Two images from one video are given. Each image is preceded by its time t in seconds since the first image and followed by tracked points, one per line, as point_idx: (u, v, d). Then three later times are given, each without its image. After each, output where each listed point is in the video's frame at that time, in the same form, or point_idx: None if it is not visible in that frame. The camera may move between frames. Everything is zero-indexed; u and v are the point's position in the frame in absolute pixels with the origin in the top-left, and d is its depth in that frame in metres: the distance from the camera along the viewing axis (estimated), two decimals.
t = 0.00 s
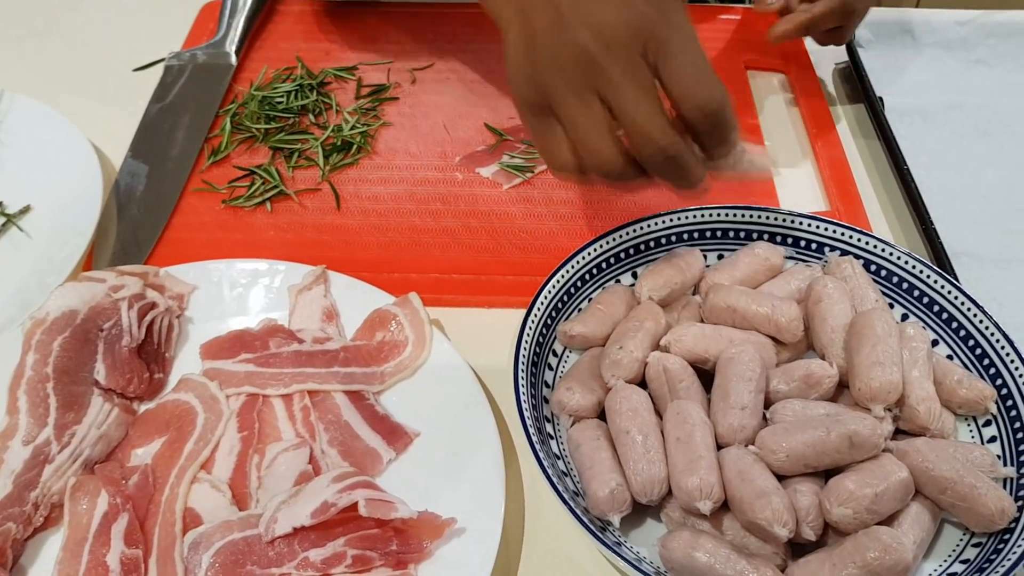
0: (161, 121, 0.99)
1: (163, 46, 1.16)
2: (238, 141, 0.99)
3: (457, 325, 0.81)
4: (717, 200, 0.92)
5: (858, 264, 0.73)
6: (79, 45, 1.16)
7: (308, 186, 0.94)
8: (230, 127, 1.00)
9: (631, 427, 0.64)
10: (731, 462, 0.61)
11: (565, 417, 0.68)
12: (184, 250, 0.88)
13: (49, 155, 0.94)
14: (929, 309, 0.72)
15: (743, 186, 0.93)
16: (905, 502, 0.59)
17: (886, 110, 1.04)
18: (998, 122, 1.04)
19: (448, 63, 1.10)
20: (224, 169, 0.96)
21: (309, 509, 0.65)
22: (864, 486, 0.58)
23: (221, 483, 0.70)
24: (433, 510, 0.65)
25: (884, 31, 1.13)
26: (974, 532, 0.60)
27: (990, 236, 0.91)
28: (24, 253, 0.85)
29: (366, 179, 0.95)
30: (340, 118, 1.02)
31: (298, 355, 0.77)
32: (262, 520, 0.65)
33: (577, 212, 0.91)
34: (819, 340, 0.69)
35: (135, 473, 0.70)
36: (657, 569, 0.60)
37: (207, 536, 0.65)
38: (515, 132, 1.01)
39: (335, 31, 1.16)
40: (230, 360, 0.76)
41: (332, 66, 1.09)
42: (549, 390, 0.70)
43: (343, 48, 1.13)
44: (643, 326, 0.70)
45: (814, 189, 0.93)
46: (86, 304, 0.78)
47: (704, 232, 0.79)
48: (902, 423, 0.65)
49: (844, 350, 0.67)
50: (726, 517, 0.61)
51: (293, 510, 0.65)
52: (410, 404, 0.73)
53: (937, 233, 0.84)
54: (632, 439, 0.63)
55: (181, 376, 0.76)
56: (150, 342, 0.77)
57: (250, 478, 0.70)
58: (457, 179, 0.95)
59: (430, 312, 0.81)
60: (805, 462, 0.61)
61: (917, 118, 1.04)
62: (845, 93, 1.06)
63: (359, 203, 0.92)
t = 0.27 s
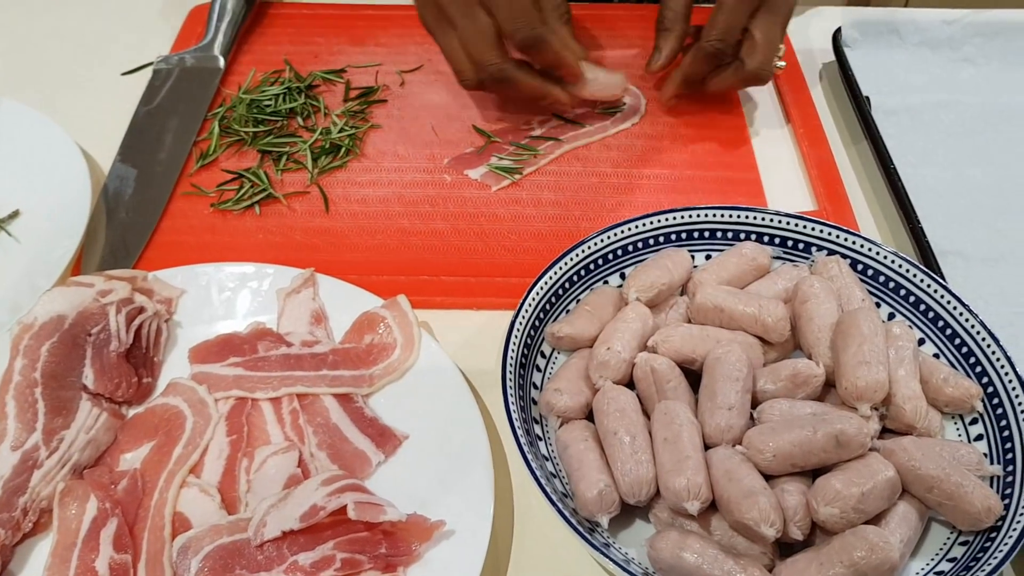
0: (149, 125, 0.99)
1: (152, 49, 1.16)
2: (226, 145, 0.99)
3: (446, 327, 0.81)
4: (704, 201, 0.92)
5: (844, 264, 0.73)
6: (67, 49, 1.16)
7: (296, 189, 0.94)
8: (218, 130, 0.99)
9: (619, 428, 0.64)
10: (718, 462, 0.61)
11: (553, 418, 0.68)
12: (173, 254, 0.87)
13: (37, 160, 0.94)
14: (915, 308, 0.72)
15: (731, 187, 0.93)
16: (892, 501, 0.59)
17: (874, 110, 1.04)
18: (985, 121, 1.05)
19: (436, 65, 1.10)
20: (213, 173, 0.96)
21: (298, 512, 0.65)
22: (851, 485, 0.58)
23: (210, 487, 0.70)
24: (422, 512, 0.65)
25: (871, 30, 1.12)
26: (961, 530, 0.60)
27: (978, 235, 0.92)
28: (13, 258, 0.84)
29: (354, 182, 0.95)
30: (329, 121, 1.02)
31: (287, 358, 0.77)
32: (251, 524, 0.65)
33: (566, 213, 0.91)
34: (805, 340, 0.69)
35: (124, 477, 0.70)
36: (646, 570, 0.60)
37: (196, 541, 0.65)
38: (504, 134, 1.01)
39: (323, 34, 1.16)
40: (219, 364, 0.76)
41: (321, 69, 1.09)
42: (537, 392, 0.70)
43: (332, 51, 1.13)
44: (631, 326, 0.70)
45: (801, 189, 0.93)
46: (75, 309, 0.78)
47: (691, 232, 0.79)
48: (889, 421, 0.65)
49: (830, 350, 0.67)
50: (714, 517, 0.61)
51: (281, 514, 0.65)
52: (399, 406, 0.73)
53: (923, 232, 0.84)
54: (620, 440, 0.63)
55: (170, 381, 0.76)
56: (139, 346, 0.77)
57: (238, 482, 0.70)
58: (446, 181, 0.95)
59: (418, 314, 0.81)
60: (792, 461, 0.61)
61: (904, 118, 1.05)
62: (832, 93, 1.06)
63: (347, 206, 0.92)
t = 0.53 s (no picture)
0: (139, 128, 0.98)
1: (143, 52, 1.15)
2: (216, 148, 0.99)
3: (435, 330, 0.81)
4: (695, 203, 0.92)
5: (833, 266, 0.73)
6: (57, 53, 1.16)
7: (286, 193, 0.94)
8: (208, 133, 0.99)
9: (607, 432, 0.64)
10: (706, 466, 0.61)
11: (541, 422, 0.67)
12: (162, 258, 0.87)
13: (26, 163, 0.93)
14: (904, 310, 0.72)
15: (721, 189, 0.93)
16: (880, 504, 0.59)
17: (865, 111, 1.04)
18: (976, 122, 1.05)
19: (427, 67, 1.10)
20: (203, 176, 0.96)
21: (285, 518, 0.65)
22: (839, 489, 0.58)
23: (198, 492, 0.69)
24: (410, 518, 0.65)
25: (861, 29, 1.12)
26: (949, 534, 0.60)
27: (969, 236, 0.92)
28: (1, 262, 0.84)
29: (344, 185, 0.95)
30: (319, 124, 1.02)
31: (276, 363, 0.77)
32: (239, 530, 0.65)
33: (556, 216, 0.91)
34: (794, 343, 0.69)
35: (112, 483, 0.70)
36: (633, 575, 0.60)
37: (183, 546, 0.65)
38: (494, 137, 1.01)
39: (314, 37, 1.15)
40: (208, 369, 0.76)
41: (312, 72, 1.09)
42: (526, 395, 0.69)
43: (323, 54, 1.13)
44: (619, 330, 0.70)
45: (792, 191, 0.93)
46: (63, 314, 0.77)
47: (681, 235, 0.79)
48: (877, 424, 0.65)
49: (819, 353, 0.67)
50: (702, 522, 0.61)
51: (269, 519, 0.65)
52: (388, 410, 0.73)
53: (914, 234, 0.84)
54: (608, 445, 0.63)
55: (158, 385, 0.76)
56: (127, 350, 0.76)
57: (226, 487, 0.70)
58: (436, 184, 0.95)
59: (407, 318, 0.81)
60: (779, 465, 0.61)
61: (895, 119, 1.05)
62: (824, 95, 1.06)
63: (337, 209, 0.92)
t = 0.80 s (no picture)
0: (134, 132, 0.98)
1: (138, 55, 1.15)
2: (212, 152, 0.98)
3: (433, 335, 0.80)
4: (694, 207, 0.91)
5: (833, 270, 0.73)
6: (52, 56, 1.15)
7: (282, 197, 0.93)
8: (204, 138, 0.99)
9: (605, 439, 0.63)
10: (706, 473, 0.61)
11: (539, 429, 0.67)
12: (158, 263, 0.87)
13: (20, 168, 0.93)
14: (905, 315, 0.71)
15: (720, 192, 0.93)
16: (881, 512, 0.59)
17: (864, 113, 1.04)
18: (976, 124, 1.04)
19: (424, 70, 1.10)
20: (198, 181, 0.95)
21: (281, 526, 0.64)
22: (840, 497, 0.57)
23: (193, 500, 0.69)
24: (406, 526, 0.64)
25: (860, 32, 1.11)
26: (951, 541, 0.59)
27: (969, 239, 0.91)
28: None
29: (341, 189, 0.94)
30: (315, 128, 1.02)
31: (271, 369, 0.76)
32: (234, 538, 0.64)
33: (554, 219, 0.91)
34: (794, 348, 0.69)
35: (107, 491, 0.69)
36: None
37: (178, 555, 0.64)
38: (492, 140, 1.00)
39: (311, 40, 1.15)
40: (204, 375, 0.75)
41: (308, 75, 1.09)
42: (524, 401, 0.69)
43: (319, 57, 1.12)
44: (618, 335, 0.69)
45: (791, 193, 0.92)
46: (57, 320, 0.77)
47: (679, 239, 0.78)
48: (878, 430, 0.65)
49: (819, 358, 0.67)
50: (701, 529, 0.60)
51: (264, 528, 0.64)
52: (385, 416, 0.72)
53: (914, 237, 0.83)
54: (606, 452, 0.62)
55: (153, 392, 0.75)
56: (122, 357, 0.76)
57: (221, 495, 0.69)
58: (433, 188, 0.94)
59: (403, 323, 0.80)
60: (779, 472, 0.60)
61: (895, 121, 1.04)
62: (823, 97, 1.05)
63: (334, 213, 0.91)
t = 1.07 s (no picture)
0: (136, 134, 0.97)
1: (141, 56, 1.15)
2: (214, 154, 0.98)
3: (437, 338, 0.80)
4: (699, 210, 0.91)
5: (840, 274, 0.72)
6: (54, 57, 1.15)
7: (285, 199, 0.93)
8: (207, 139, 0.99)
9: (610, 444, 0.63)
10: (712, 479, 0.60)
11: (544, 434, 0.66)
12: (160, 265, 0.86)
13: (22, 169, 0.92)
14: (913, 319, 0.71)
15: (725, 195, 0.92)
16: (888, 519, 0.58)
17: (870, 116, 1.03)
18: (982, 127, 1.04)
19: (427, 72, 1.09)
20: (201, 183, 0.95)
21: (285, 531, 0.64)
22: (847, 504, 0.57)
23: (196, 504, 0.68)
24: (410, 531, 0.64)
25: (866, 34, 1.10)
26: (959, 548, 0.59)
27: (976, 242, 0.91)
28: None
29: (344, 191, 0.94)
30: (318, 129, 1.01)
31: (274, 372, 0.76)
32: (237, 543, 0.64)
33: (558, 222, 0.90)
34: (800, 353, 0.68)
35: (109, 494, 0.69)
36: None
37: (181, 559, 0.63)
38: (495, 142, 1.00)
39: (314, 41, 1.15)
40: (207, 378, 0.75)
41: (311, 77, 1.09)
42: (528, 406, 0.68)
43: (322, 58, 1.12)
44: (623, 340, 0.69)
45: (797, 196, 0.92)
46: (60, 323, 0.76)
47: (685, 242, 0.78)
48: (886, 436, 0.64)
49: (826, 363, 0.66)
50: (708, 536, 0.60)
51: (268, 533, 0.64)
52: (388, 420, 0.72)
53: (921, 241, 0.83)
54: (611, 457, 0.62)
55: (156, 395, 0.75)
56: (124, 360, 0.76)
57: (225, 499, 0.69)
58: (437, 190, 0.94)
59: (407, 326, 0.80)
60: (786, 479, 0.60)
61: (900, 123, 1.04)
62: (829, 100, 1.05)
63: (336, 215, 0.91)
